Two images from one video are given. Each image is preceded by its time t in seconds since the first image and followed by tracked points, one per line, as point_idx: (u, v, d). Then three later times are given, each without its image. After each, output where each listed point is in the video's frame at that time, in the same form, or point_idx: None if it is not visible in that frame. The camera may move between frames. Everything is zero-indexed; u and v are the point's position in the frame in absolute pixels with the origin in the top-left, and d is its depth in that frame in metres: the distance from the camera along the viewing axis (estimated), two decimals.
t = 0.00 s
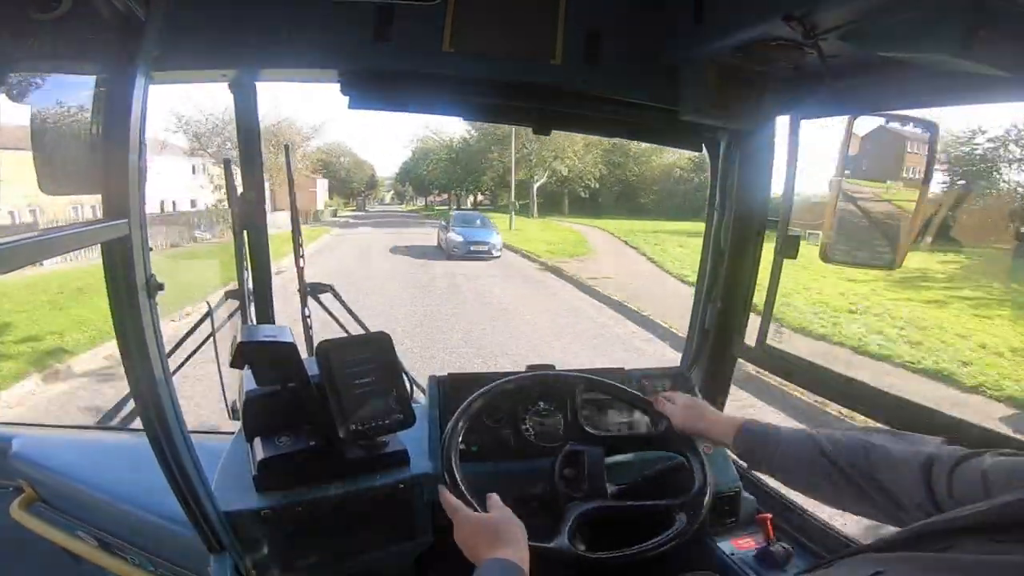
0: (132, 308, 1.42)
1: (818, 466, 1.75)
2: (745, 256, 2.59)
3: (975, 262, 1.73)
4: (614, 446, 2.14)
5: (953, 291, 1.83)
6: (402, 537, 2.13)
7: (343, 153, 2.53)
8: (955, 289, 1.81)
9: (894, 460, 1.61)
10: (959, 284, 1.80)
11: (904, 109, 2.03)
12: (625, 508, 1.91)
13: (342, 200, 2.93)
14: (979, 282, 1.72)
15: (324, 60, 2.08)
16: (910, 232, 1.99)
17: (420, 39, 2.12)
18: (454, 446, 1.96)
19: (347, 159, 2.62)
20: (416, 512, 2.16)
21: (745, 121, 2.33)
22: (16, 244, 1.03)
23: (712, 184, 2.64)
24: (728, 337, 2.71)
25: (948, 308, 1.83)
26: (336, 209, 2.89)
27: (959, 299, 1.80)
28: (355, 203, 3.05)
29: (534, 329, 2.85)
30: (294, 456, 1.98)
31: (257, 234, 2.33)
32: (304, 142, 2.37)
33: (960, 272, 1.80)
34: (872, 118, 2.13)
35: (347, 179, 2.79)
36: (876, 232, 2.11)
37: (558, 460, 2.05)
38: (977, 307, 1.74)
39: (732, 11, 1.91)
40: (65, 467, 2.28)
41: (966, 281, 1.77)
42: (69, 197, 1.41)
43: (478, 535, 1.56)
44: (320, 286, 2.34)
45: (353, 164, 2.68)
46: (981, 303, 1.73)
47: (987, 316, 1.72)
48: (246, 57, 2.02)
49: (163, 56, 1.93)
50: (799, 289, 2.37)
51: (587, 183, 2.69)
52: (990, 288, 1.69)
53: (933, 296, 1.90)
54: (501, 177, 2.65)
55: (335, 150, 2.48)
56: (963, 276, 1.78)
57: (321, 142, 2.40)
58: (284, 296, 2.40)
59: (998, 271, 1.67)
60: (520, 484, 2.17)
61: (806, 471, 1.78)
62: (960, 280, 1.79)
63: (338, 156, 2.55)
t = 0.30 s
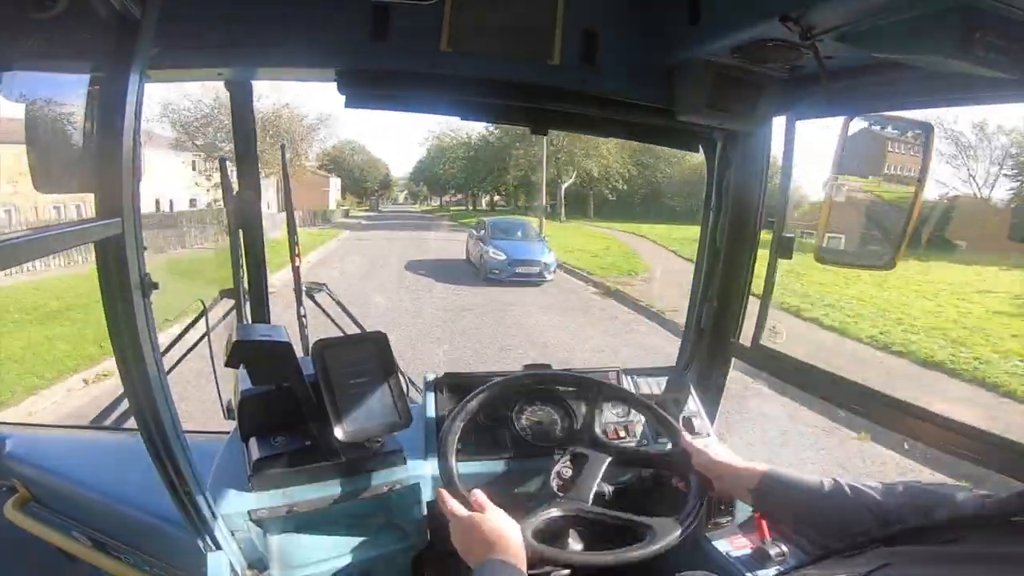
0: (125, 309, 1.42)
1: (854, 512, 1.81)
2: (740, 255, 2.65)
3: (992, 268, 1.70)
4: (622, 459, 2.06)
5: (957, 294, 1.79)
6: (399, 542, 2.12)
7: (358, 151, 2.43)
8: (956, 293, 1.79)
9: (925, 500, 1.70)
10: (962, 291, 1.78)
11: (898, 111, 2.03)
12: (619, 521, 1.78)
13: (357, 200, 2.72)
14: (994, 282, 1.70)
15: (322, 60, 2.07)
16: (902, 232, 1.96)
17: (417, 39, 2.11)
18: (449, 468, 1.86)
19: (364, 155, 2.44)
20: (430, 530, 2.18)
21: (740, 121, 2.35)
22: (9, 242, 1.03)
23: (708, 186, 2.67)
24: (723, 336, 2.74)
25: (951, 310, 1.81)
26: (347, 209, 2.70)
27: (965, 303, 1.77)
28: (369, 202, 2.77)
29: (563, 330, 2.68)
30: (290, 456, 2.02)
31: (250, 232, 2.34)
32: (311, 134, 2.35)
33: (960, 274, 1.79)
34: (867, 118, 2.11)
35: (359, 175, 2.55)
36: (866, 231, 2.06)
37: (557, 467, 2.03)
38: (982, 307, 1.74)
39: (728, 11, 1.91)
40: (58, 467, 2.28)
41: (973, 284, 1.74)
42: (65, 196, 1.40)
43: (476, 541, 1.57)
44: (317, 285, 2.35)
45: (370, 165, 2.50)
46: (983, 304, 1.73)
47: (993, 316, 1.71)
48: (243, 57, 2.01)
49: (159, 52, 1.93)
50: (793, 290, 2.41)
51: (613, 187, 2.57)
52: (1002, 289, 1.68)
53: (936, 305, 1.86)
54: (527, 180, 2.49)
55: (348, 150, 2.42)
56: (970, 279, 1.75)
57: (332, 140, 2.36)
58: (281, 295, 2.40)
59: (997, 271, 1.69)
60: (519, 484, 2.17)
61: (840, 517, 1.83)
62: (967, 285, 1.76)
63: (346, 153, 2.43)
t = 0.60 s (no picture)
0: (121, 308, 1.42)
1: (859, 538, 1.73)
2: (737, 254, 2.65)
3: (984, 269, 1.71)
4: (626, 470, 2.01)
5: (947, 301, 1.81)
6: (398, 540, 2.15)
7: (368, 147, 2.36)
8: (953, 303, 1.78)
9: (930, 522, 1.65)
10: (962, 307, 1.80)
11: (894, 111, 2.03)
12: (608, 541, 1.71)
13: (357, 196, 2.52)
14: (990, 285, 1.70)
15: (318, 60, 2.07)
16: (896, 235, 2.00)
17: (413, 39, 2.11)
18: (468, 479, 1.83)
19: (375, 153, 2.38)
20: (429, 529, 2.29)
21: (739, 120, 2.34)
22: (7, 243, 1.04)
23: (705, 186, 2.68)
24: (719, 337, 2.75)
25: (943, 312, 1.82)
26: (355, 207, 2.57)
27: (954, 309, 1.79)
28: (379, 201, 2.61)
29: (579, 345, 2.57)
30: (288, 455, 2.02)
31: (247, 231, 2.34)
32: (311, 121, 2.31)
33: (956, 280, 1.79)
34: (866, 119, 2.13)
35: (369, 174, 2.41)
36: (863, 229, 2.10)
37: (557, 468, 2.02)
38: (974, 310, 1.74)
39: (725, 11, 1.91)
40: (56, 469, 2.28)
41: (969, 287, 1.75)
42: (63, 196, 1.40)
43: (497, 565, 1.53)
44: (314, 285, 2.32)
45: (382, 163, 2.40)
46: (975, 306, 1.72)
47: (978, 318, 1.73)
48: (239, 57, 2.02)
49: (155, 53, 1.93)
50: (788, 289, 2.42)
51: (641, 189, 2.51)
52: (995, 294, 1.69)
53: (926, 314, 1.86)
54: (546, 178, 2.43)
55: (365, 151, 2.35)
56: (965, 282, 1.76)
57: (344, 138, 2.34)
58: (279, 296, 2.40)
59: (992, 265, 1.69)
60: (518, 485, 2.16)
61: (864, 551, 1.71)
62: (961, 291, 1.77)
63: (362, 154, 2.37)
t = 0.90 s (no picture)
0: (122, 309, 1.42)
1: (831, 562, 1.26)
2: (737, 256, 2.65)
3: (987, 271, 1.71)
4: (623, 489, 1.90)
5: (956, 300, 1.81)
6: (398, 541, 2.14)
7: (379, 145, 2.44)
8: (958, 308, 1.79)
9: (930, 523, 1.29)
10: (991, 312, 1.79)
11: (894, 113, 2.03)
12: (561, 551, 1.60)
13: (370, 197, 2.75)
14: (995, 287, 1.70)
15: (317, 62, 2.07)
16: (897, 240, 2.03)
17: (412, 40, 2.11)
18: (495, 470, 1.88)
19: (386, 150, 2.45)
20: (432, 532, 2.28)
21: (739, 121, 2.33)
22: (8, 243, 1.04)
23: (705, 188, 2.68)
24: (719, 339, 2.75)
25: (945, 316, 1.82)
26: (365, 207, 2.77)
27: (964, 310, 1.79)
28: (389, 201, 2.83)
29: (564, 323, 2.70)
30: (289, 458, 2.01)
31: (249, 232, 2.32)
32: (304, 104, 2.35)
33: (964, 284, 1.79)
34: (864, 120, 2.14)
35: (378, 174, 2.53)
36: (868, 231, 2.15)
37: (559, 469, 2.07)
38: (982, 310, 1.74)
39: (725, 12, 1.91)
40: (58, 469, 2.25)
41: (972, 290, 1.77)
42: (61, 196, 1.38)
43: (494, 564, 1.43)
44: (315, 287, 2.30)
45: (392, 160, 2.50)
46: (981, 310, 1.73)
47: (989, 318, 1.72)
48: (239, 58, 2.02)
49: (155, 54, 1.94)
50: (792, 290, 2.43)
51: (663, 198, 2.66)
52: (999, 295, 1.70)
53: (929, 314, 1.87)
54: (570, 181, 2.61)
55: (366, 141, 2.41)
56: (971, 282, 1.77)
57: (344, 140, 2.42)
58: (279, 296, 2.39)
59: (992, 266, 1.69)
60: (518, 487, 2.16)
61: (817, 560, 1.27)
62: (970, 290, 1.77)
63: (378, 156, 2.47)
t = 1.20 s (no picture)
0: (126, 309, 1.43)
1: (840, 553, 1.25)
2: (740, 256, 2.65)
3: (981, 281, 1.73)
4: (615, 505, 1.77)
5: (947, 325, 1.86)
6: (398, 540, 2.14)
7: (385, 142, 2.52)
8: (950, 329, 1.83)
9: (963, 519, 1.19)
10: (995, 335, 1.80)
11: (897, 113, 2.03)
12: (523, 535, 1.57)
13: (376, 198, 3.03)
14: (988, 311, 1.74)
15: (319, 62, 2.07)
16: (901, 239, 2.04)
17: (415, 40, 2.11)
18: (491, 452, 1.87)
19: (390, 146, 2.52)
20: (433, 532, 2.28)
21: (741, 121, 2.32)
22: (13, 244, 1.04)
23: (708, 188, 2.67)
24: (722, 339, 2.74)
25: (947, 332, 1.87)
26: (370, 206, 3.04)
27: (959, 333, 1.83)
28: (395, 201, 3.05)
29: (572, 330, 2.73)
30: (291, 458, 2.01)
31: (252, 232, 2.31)
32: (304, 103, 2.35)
33: (957, 299, 1.83)
34: (863, 121, 2.13)
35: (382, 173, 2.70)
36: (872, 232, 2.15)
37: (563, 469, 1.99)
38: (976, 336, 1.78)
39: (728, 12, 1.90)
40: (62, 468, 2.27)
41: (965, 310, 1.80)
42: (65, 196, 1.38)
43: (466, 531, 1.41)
44: (318, 287, 2.26)
45: (398, 159, 2.60)
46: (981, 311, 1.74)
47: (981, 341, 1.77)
48: (242, 58, 2.03)
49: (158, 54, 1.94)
50: (795, 286, 2.44)
51: (671, 199, 2.67)
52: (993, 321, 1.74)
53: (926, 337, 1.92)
54: (582, 179, 2.61)
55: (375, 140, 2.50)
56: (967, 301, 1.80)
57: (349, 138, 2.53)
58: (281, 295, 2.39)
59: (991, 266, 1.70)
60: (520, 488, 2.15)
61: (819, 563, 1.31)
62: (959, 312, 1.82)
63: (385, 153, 2.57)
